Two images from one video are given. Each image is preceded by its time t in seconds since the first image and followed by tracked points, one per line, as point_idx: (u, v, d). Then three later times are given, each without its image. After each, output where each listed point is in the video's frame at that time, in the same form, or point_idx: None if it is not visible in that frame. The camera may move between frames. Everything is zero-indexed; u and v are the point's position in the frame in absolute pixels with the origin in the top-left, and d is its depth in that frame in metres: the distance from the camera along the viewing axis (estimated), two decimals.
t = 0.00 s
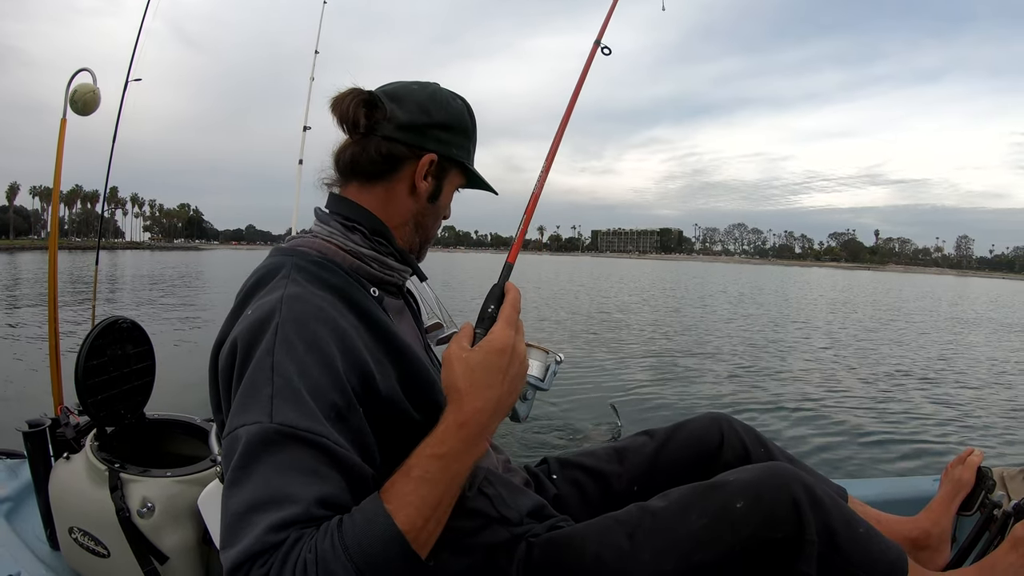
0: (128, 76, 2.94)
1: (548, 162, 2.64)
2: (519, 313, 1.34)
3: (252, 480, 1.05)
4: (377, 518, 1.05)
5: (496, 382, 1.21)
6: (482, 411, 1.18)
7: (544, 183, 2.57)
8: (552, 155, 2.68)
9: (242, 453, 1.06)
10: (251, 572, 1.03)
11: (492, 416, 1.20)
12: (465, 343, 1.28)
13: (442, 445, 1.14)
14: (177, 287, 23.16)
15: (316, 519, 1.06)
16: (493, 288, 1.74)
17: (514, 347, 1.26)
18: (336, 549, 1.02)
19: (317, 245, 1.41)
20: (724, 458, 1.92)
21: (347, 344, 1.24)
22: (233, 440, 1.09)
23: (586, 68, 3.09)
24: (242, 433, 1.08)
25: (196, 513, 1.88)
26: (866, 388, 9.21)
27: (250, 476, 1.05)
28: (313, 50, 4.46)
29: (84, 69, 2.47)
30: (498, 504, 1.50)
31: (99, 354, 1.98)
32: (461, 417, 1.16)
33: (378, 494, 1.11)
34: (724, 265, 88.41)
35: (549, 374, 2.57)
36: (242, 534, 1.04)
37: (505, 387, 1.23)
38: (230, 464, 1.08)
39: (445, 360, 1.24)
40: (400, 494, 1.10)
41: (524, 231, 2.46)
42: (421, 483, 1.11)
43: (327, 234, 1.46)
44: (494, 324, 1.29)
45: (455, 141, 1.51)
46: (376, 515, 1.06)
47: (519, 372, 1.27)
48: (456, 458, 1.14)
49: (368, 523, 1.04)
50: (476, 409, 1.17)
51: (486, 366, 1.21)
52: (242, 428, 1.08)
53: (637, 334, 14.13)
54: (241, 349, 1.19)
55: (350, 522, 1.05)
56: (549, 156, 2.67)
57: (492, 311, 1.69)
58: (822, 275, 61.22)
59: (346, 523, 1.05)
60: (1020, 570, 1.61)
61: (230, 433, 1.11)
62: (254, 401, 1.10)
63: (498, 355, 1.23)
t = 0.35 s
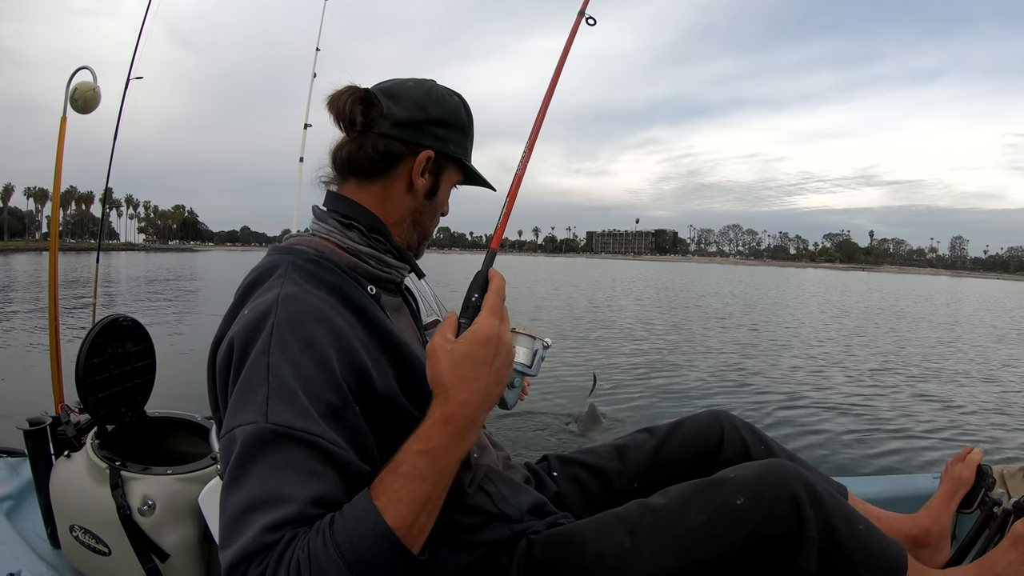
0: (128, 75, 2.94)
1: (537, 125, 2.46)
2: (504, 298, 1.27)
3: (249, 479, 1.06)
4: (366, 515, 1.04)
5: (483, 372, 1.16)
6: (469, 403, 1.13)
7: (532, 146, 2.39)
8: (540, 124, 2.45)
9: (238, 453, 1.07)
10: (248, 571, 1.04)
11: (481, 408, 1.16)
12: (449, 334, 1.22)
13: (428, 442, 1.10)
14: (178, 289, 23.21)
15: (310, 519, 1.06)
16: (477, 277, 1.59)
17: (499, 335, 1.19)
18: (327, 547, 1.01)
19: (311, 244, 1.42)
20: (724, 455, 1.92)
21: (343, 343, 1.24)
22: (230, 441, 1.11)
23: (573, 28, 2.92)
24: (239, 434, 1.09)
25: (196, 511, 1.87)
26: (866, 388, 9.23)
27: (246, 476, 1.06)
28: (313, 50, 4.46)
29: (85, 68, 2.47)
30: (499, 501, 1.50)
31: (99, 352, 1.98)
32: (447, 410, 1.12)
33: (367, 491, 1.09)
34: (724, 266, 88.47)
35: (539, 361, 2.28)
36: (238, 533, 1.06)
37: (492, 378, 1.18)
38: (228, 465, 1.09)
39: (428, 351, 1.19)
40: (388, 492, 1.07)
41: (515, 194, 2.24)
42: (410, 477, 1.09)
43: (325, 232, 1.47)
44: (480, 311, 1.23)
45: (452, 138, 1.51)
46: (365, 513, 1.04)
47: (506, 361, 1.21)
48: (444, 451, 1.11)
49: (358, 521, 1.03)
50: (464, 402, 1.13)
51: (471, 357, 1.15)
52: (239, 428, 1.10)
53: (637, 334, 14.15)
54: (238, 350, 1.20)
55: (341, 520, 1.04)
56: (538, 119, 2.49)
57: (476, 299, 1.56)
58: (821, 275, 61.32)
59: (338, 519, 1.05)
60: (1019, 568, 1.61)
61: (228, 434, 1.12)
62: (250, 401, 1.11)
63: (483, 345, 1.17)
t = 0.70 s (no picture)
0: (129, 78, 2.94)
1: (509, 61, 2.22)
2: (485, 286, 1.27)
3: (249, 485, 1.06)
4: (364, 517, 1.03)
5: (473, 364, 1.16)
6: (461, 395, 1.13)
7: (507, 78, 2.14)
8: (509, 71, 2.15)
9: (238, 460, 1.07)
10: None
11: (474, 399, 1.15)
12: (434, 326, 1.21)
13: (423, 436, 1.10)
14: (177, 290, 23.20)
15: (309, 523, 1.06)
16: (455, 269, 1.51)
17: (485, 326, 1.19)
18: (327, 549, 1.01)
19: (306, 249, 1.43)
20: (724, 457, 1.91)
21: (340, 347, 1.24)
22: (229, 449, 1.10)
23: None
24: (238, 441, 1.09)
25: (196, 514, 1.87)
26: (865, 388, 9.22)
27: (247, 482, 1.06)
28: (312, 51, 4.46)
29: (84, 70, 2.47)
30: (498, 503, 1.50)
31: (99, 355, 1.98)
32: (440, 403, 1.11)
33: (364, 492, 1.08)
34: (723, 266, 88.48)
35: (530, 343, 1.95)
36: (239, 541, 1.06)
37: (481, 368, 1.17)
38: (228, 472, 1.09)
39: (416, 345, 1.18)
40: (386, 490, 1.06)
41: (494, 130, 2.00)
42: (405, 474, 1.08)
43: (321, 235, 1.47)
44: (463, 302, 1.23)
45: (449, 140, 1.51)
46: (364, 513, 1.04)
47: (492, 351, 1.21)
48: (438, 445, 1.10)
49: (357, 522, 1.03)
50: (455, 394, 1.12)
51: (459, 349, 1.15)
52: (238, 436, 1.09)
53: (637, 335, 14.15)
54: (235, 358, 1.20)
55: (340, 522, 1.04)
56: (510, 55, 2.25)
57: (454, 292, 1.46)
58: (821, 276, 61.31)
59: (338, 522, 1.04)
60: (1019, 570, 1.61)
61: (227, 441, 1.12)
62: (248, 409, 1.11)
63: (469, 335, 1.16)
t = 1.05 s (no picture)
0: (130, 80, 2.94)
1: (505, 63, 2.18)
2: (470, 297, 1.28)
3: (228, 491, 1.08)
4: (337, 528, 1.03)
5: (455, 376, 1.15)
6: (442, 407, 1.12)
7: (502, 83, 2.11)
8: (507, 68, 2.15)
9: (220, 466, 1.09)
10: None
11: (456, 412, 1.14)
12: (417, 338, 1.20)
13: (401, 449, 1.09)
14: (176, 290, 23.14)
15: (283, 530, 1.06)
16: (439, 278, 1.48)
17: (466, 338, 1.18)
18: (297, 559, 1.01)
19: (299, 256, 1.44)
20: (724, 459, 1.91)
21: (329, 355, 1.24)
22: (214, 454, 1.12)
23: None
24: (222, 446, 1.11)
25: (195, 517, 1.86)
26: (866, 389, 9.21)
27: (227, 487, 1.08)
28: (312, 53, 4.46)
29: (83, 73, 2.46)
30: (497, 507, 1.50)
31: (98, 358, 1.98)
32: (421, 416, 1.11)
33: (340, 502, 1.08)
34: (723, 267, 88.43)
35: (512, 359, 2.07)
36: (217, 542, 1.08)
37: (465, 380, 1.17)
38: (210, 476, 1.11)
39: (397, 357, 1.17)
40: (360, 502, 1.06)
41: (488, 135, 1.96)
42: (382, 485, 1.07)
43: (316, 241, 1.48)
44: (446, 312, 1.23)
45: (445, 144, 1.51)
46: (336, 524, 1.04)
47: (476, 362, 1.20)
48: (417, 457, 1.10)
49: (327, 533, 1.03)
50: (437, 407, 1.12)
51: (441, 361, 1.14)
52: (220, 442, 1.11)
53: (637, 335, 14.13)
54: (226, 362, 1.21)
55: (312, 532, 1.04)
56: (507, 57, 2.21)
57: (438, 302, 1.42)
58: (821, 276, 61.25)
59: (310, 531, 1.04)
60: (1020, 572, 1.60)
61: (212, 446, 1.14)
62: (232, 415, 1.12)
63: (453, 346, 1.16)
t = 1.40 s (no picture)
0: (130, 80, 2.94)
1: None
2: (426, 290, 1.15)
3: (205, 494, 1.10)
4: (297, 535, 1.02)
5: (412, 380, 1.08)
6: (400, 413, 1.06)
7: None
8: None
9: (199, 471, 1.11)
10: None
11: (417, 418, 1.08)
12: (373, 341, 1.12)
13: (358, 456, 1.05)
14: (176, 289, 23.11)
15: (253, 535, 1.07)
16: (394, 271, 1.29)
17: (422, 338, 1.09)
18: (261, 564, 1.01)
19: (291, 258, 1.45)
20: (724, 457, 1.91)
21: (310, 361, 1.24)
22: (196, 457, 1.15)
23: None
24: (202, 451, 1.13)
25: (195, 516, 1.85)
26: (865, 388, 9.22)
27: (204, 490, 1.10)
28: (313, 52, 4.46)
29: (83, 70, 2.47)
30: (494, 507, 1.50)
31: (98, 356, 1.98)
32: (378, 422, 1.06)
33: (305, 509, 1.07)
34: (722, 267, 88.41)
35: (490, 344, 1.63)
36: (194, 544, 1.10)
37: (425, 382, 1.09)
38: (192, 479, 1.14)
39: (354, 361, 1.10)
40: (319, 509, 1.04)
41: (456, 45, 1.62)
42: (340, 493, 1.04)
43: (312, 242, 1.50)
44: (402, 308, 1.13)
45: (440, 143, 1.51)
46: (298, 531, 1.02)
47: (437, 361, 1.11)
48: (376, 465, 1.05)
49: (290, 539, 1.02)
50: (394, 412, 1.06)
51: (397, 364, 1.07)
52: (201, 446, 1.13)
53: (637, 334, 14.14)
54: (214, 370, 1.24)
55: (278, 536, 1.04)
56: None
57: (395, 301, 1.25)
58: (821, 275, 61.23)
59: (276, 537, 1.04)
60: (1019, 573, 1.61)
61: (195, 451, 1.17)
62: (212, 420, 1.15)
63: (409, 347, 1.07)
